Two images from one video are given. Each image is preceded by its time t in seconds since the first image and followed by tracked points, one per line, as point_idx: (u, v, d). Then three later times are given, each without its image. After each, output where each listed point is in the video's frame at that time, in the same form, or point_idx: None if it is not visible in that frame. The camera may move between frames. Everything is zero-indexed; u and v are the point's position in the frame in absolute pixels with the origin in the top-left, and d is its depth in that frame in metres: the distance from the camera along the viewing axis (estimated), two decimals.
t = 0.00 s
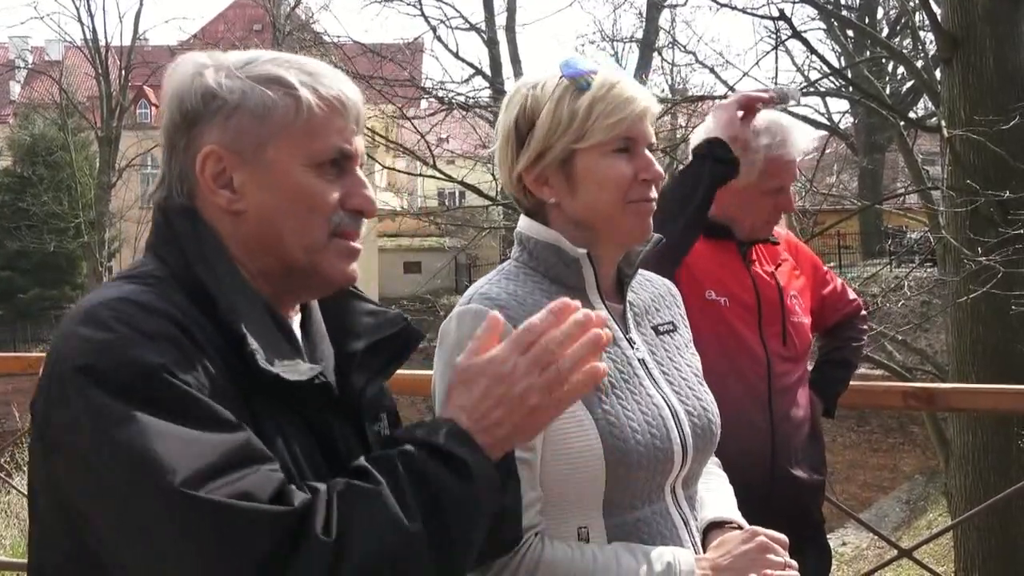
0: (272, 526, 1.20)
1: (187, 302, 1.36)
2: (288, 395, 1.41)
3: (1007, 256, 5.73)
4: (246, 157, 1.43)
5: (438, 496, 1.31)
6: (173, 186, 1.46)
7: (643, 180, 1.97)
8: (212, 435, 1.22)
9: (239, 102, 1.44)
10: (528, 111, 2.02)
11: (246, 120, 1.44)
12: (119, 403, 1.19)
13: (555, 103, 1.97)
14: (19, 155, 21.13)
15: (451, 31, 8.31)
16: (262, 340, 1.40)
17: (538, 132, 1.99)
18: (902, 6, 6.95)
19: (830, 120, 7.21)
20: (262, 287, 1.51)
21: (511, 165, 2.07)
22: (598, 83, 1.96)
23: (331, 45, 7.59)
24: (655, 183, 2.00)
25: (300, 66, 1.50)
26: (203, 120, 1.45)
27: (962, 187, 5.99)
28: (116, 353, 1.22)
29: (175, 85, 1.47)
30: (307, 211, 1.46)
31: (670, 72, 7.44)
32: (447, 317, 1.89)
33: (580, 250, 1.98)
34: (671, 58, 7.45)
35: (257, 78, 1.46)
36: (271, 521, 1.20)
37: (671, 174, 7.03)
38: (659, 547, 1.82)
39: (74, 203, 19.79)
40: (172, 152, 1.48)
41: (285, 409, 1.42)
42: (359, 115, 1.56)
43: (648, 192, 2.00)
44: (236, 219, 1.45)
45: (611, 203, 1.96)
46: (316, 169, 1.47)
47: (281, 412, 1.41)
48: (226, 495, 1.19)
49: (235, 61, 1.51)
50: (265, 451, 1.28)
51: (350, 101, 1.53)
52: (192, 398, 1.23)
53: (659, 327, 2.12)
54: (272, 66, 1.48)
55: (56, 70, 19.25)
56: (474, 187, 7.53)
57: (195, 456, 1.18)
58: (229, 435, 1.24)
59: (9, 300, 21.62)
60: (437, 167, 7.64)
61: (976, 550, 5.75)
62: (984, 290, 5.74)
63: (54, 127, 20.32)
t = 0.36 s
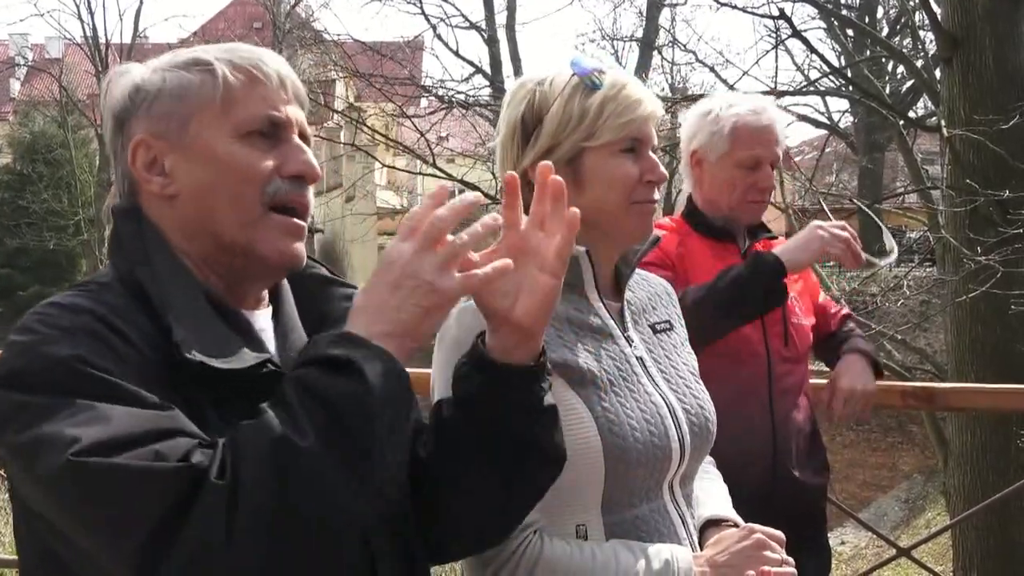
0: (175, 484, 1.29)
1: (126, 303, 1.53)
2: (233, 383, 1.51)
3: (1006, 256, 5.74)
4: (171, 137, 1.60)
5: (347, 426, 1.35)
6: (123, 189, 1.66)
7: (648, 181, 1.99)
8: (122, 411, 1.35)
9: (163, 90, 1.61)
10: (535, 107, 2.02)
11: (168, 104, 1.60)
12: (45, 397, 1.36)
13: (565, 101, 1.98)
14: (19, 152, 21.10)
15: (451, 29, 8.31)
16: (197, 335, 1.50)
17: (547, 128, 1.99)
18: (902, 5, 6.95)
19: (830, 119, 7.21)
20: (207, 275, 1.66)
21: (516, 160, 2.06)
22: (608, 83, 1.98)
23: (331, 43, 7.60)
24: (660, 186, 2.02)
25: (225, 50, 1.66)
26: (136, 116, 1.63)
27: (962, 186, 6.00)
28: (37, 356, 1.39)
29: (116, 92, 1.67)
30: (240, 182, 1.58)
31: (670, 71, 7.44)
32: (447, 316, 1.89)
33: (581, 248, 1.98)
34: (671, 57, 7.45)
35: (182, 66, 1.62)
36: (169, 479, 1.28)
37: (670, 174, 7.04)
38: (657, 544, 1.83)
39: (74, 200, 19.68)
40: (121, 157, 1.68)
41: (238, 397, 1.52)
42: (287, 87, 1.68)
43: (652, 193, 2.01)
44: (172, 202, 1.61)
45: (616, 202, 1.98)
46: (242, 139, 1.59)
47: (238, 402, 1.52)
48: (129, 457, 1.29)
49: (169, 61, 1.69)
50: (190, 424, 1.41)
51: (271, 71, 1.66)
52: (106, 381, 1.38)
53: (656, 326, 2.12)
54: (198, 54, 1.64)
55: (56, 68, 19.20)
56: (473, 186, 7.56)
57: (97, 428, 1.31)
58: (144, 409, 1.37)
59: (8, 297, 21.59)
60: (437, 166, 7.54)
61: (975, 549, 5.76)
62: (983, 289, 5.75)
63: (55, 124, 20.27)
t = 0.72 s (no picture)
0: (205, 475, 1.23)
1: (151, 294, 1.46)
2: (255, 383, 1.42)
3: (1005, 255, 5.75)
4: (222, 139, 1.48)
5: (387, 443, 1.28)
6: (166, 178, 1.56)
7: (650, 182, 1.99)
8: (153, 401, 1.29)
9: (219, 85, 1.49)
10: (537, 106, 2.02)
11: (222, 102, 1.48)
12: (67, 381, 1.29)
13: (566, 100, 1.97)
14: (18, 150, 21.13)
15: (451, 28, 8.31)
16: (219, 333, 1.41)
17: (548, 128, 1.99)
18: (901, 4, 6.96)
19: (830, 118, 7.20)
20: (240, 276, 1.54)
21: (517, 160, 2.06)
22: (610, 82, 1.97)
23: (331, 41, 7.59)
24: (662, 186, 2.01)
25: (287, 52, 1.54)
26: (188, 106, 1.52)
27: (962, 185, 6.00)
28: (62, 338, 1.32)
29: (170, 77, 1.55)
30: (281, 190, 1.47)
31: (669, 70, 7.43)
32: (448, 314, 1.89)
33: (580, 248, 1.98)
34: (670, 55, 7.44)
35: (239, 65, 1.51)
36: (199, 469, 1.23)
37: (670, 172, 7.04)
38: (656, 542, 1.83)
39: (74, 198, 19.68)
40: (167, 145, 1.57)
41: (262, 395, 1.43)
42: (345, 100, 1.57)
43: (653, 193, 2.01)
44: (214, 200, 1.51)
45: (616, 202, 1.98)
46: (291, 149, 1.48)
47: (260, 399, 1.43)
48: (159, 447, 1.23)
49: (230, 54, 1.57)
50: (216, 421, 1.34)
51: (332, 85, 1.54)
52: (131, 369, 1.32)
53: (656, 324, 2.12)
54: (257, 53, 1.53)
55: (55, 66, 19.24)
56: (473, 184, 7.55)
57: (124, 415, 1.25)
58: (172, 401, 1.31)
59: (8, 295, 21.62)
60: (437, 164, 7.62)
61: (974, 548, 5.76)
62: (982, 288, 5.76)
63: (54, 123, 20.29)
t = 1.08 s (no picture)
0: (279, 507, 1.21)
1: (202, 296, 1.36)
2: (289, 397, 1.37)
3: (1006, 253, 5.75)
4: (298, 156, 1.44)
5: (471, 534, 1.31)
6: (222, 176, 1.48)
7: (650, 183, 1.99)
8: (223, 423, 1.24)
9: (300, 101, 1.45)
10: (536, 106, 2.02)
11: (303, 118, 1.44)
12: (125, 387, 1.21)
13: (565, 102, 1.97)
14: (18, 150, 21.13)
15: (451, 27, 8.30)
16: (269, 346, 1.35)
17: (548, 128, 1.99)
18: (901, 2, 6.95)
19: (830, 116, 7.19)
20: (285, 290, 1.50)
21: (516, 160, 2.06)
22: (608, 82, 1.96)
23: (330, 40, 7.58)
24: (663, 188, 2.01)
25: (367, 80, 1.51)
26: (263, 112, 1.46)
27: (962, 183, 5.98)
28: (119, 338, 1.24)
29: (242, 77, 1.49)
30: (345, 215, 1.46)
31: (669, 68, 7.41)
32: (449, 314, 1.89)
33: (579, 249, 1.99)
34: (670, 54, 7.43)
35: (321, 84, 1.47)
36: (276, 501, 1.21)
37: (671, 171, 7.03)
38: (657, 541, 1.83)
39: (73, 196, 19.67)
40: (225, 145, 1.49)
41: (296, 410, 1.39)
42: (417, 137, 1.55)
43: (653, 195, 2.01)
44: (277, 213, 1.45)
45: (617, 204, 1.98)
46: (362, 179, 1.47)
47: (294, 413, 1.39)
48: (235, 476, 1.20)
49: (306, 66, 1.52)
50: (274, 444, 1.31)
51: (410, 121, 1.53)
52: (187, 380, 1.25)
53: (656, 324, 2.12)
54: (337, 75, 1.49)
55: (53, 65, 19.23)
56: (474, 182, 7.54)
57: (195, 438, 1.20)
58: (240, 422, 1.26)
59: (7, 294, 21.62)
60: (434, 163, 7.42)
61: (975, 546, 5.76)
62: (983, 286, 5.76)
63: (53, 122, 20.27)
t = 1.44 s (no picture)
0: (205, 534, 1.18)
1: (157, 304, 1.36)
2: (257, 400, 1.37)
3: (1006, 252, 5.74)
4: (239, 148, 1.44)
5: (418, 525, 1.30)
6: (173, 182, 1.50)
7: (649, 184, 1.98)
8: (163, 442, 1.22)
9: (234, 91, 1.45)
10: (534, 109, 2.02)
11: (239, 109, 1.44)
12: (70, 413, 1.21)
13: (562, 104, 1.97)
14: (18, 149, 21.11)
15: (450, 26, 8.29)
16: (227, 348, 1.34)
17: (546, 131, 1.99)
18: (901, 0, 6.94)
19: (829, 115, 7.18)
20: (249, 289, 1.51)
21: (517, 162, 2.06)
22: (605, 83, 1.95)
23: (330, 40, 7.57)
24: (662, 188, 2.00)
25: (301, 59, 1.51)
26: (200, 111, 1.47)
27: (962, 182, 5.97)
28: (61, 357, 1.24)
29: (177, 77, 1.49)
30: (293, 198, 1.45)
31: (669, 67, 7.41)
32: (452, 314, 1.89)
33: (584, 250, 1.99)
34: (670, 53, 7.43)
35: (255, 71, 1.47)
36: (201, 529, 1.18)
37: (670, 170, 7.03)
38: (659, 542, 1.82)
39: (74, 196, 19.65)
40: (172, 148, 1.51)
41: (269, 413, 1.39)
42: (361, 109, 1.55)
43: (652, 195, 2.00)
44: (228, 209, 1.46)
45: (615, 205, 1.98)
46: (308, 161, 1.47)
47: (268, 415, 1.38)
48: (163, 501, 1.17)
49: (239, 55, 1.52)
50: (221, 455, 1.28)
51: (350, 93, 1.52)
52: (132, 396, 1.25)
53: (660, 324, 2.11)
54: (271, 57, 1.49)
55: (54, 65, 19.21)
56: (473, 181, 7.54)
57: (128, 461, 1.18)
58: (179, 439, 1.24)
59: (8, 294, 21.61)
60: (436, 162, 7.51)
61: (975, 546, 5.76)
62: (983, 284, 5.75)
63: (53, 122, 20.24)
